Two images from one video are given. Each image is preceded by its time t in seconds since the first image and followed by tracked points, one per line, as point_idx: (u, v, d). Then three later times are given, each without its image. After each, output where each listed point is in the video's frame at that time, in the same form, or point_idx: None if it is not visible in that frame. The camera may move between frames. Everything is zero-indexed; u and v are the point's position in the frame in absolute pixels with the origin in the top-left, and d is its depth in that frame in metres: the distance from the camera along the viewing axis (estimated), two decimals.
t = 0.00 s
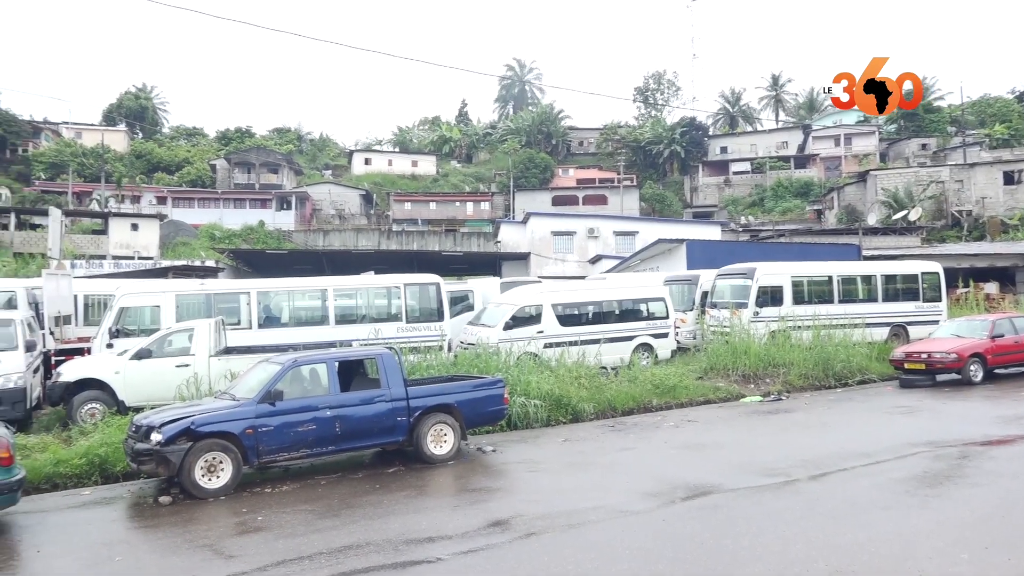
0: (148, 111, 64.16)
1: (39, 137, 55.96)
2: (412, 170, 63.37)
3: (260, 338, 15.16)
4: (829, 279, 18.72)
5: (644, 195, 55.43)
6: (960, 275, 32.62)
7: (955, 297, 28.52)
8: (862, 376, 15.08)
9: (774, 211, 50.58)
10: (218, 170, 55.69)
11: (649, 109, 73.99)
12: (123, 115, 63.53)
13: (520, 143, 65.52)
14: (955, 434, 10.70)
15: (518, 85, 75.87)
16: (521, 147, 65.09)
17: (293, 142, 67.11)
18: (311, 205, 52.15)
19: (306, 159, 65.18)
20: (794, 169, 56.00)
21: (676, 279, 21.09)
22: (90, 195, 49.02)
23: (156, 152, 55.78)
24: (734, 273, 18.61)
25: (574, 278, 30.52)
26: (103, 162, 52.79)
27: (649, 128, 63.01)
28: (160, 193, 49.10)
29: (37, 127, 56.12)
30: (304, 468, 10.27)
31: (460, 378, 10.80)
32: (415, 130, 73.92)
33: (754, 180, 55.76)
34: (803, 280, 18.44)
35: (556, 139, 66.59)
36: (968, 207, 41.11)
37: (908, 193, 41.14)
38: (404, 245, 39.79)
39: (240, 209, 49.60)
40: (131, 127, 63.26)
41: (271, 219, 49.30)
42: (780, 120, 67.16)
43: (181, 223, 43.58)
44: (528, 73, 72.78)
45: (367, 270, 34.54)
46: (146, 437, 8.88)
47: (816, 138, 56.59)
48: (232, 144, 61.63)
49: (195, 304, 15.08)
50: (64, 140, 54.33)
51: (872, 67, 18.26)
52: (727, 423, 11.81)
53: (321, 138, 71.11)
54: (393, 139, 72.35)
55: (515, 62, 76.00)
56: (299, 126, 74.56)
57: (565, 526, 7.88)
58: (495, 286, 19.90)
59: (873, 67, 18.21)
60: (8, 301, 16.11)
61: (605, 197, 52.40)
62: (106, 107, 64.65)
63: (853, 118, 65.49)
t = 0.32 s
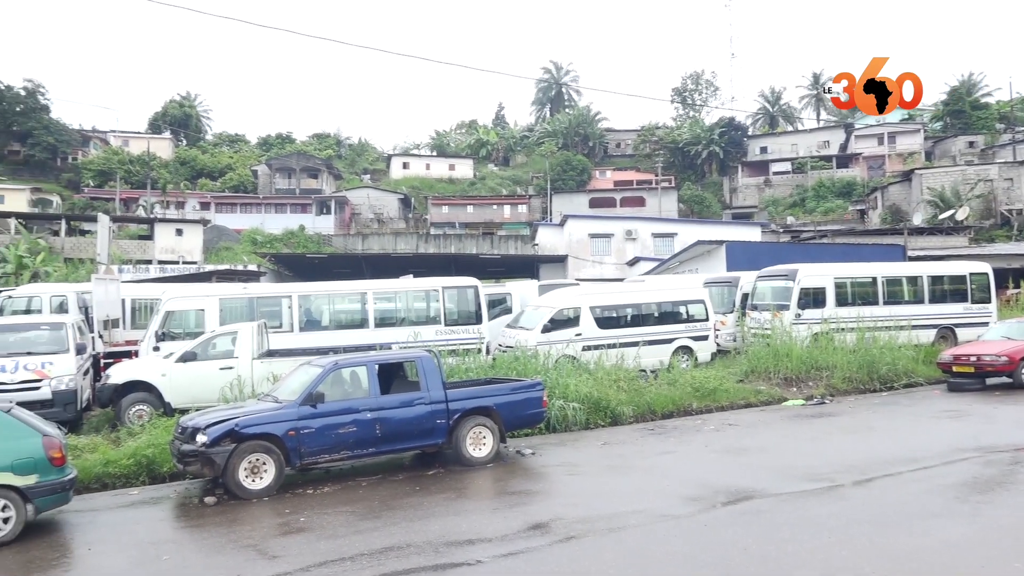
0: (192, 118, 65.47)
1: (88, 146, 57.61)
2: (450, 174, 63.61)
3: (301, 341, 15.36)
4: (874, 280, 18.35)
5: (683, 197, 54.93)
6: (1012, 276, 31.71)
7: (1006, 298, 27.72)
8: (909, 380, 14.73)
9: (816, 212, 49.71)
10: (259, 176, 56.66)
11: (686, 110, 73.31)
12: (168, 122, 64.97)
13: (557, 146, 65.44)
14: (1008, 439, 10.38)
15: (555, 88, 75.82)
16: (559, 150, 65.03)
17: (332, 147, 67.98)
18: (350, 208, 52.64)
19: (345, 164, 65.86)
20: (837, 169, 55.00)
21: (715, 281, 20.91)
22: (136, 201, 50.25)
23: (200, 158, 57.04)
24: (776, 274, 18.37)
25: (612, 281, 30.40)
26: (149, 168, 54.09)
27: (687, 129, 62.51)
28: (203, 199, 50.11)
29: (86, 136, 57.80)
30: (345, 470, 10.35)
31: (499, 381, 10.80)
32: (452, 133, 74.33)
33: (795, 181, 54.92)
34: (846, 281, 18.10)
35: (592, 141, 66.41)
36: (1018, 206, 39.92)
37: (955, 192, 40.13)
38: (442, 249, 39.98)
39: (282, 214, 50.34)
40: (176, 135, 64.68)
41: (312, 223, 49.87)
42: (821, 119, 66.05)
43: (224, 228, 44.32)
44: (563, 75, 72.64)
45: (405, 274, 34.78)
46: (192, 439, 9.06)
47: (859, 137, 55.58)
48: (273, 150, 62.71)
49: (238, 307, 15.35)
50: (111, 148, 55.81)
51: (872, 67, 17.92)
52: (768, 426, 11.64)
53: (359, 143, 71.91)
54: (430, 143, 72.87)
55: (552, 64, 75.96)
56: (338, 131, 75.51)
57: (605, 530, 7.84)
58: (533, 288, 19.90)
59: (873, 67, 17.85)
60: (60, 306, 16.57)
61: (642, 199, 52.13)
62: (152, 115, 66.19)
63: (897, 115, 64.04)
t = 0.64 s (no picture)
0: (231, 121, 66.61)
1: (132, 148, 58.97)
2: (485, 175, 63.64)
3: (338, 340, 15.51)
4: (916, 281, 18.01)
5: (719, 196, 54.38)
6: None
7: None
8: (952, 383, 14.38)
9: (855, 212, 48.84)
10: (296, 178, 57.45)
11: (723, 109, 72.61)
12: (208, 125, 66.16)
13: (591, 146, 65.28)
14: None
15: (589, 88, 75.63)
16: (593, 150, 64.85)
17: (368, 149, 68.65)
18: (386, 209, 52.96)
19: (380, 165, 66.39)
20: (878, 168, 53.91)
21: (752, 282, 20.70)
22: (178, 203, 51.31)
23: (239, 161, 58.13)
24: (814, 275, 18.13)
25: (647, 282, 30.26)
26: (190, 170, 55.20)
27: (724, 128, 61.93)
28: (242, 201, 50.94)
29: (130, 138, 59.12)
30: (382, 469, 10.42)
31: (534, 381, 10.79)
32: (487, 134, 74.62)
33: (834, 180, 54.01)
34: (887, 282, 17.78)
35: (627, 140, 66.12)
36: None
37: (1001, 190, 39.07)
38: (476, 249, 40.07)
39: (318, 215, 50.89)
40: (215, 137, 65.89)
41: (348, 224, 50.41)
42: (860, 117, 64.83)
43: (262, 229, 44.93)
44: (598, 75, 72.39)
45: (440, 275, 35.03)
46: (232, 436, 9.20)
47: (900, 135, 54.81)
48: (310, 152, 63.58)
49: (276, 307, 15.57)
50: (154, 151, 56.98)
51: (872, 67, 17.59)
52: (807, 429, 11.46)
53: (395, 144, 72.51)
54: (465, 144, 73.23)
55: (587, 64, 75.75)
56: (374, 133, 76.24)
57: (641, 532, 7.78)
58: (568, 289, 19.88)
59: (873, 67, 17.52)
60: (105, 305, 16.94)
61: (678, 199, 51.77)
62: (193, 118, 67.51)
63: (940, 113, 62.44)
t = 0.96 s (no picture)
0: (271, 124, 67.78)
1: (175, 152, 60.41)
2: (520, 175, 63.58)
3: (376, 340, 15.64)
4: (962, 282, 17.59)
5: (757, 196, 53.73)
6: None
7: None
8: (1001, 387, 13.99)
9: (898, 211, 47.82)
10: (335, 180, 58.22)
11: (761, 108, 71.73)
12: (249, 128, 67.38)
13: (627, 147, 64.94)
14: None
15: (626, 87, 75.33)
16: (630, 150, 64.57)
17: (405, 151, 69.24)
18: (422, 211, 53.32)
19: (417, 167, 66.81)
20: (921, 166, 52.75)
21: (791, 283, 20.40)
22: (219, 205, 52.37)
23: (279, 163, 59.08)
24: (857, 275, 17.81)
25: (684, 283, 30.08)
26: (231, 173, 56.29)
27: (762, 127, 61.37)
28: (281, 203, 51.78)
29: (173, 142, 60.46)
30: (420, 468, 10.48)
31: (571, 382, 10.77)
32: (523, 135, 74.82)
33: (876, 179, 52.99)
34: (932, 283, 17.39)
35: (664, 140, 65.73)
36: None
37: None
38: (512, 250, 40.16)
39: (356, 216, 51.51)
40: (256, 140, 67.08)
41: (385, 225, 51.01)
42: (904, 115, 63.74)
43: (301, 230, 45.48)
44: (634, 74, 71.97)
45: (477, 276, 35.18)
46: (273, 434, 9.34)
47: (944, 132, 53.47)
48: (348, 154, 64.36)
49: (315, 307, 15.75)
50: (196, 154, 58.09)
51: (872, 67, 17.35)
52: (850, 433, 11.25)
53: (431, 146, 73.05)
54: (501, 145, 73.55)
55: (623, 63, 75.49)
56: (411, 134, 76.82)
57: (680, 535, 7.72)
58: (604, 290, 19.81)
59: (873, 66, 17.26)
60: (149, 305, 17.31)
61: (715, 199, 51.30)
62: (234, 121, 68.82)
63: (987, 109, 60.76)
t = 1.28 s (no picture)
0: (305, 129, 68.63)
1: (211, 157, 61.49)
2: (552, 178, 63.68)
3: (408, 343, 15.72)
4: (1003, 285, 17.22)
5: (792, 198, 51.58)
6: None
7: None
8: None
9: (937, 212, 46.67)
10: (367, 184, 58.71)
11: (795, 108, 70.76)
12: (283, 133, 68.34)
13: (659, 148, 64.48)
14: None
15: (657, 89, 74.97)
16: (661, 152, 64.16)
17: (437, 154, 69.64)
18: (454, 214, 53.53)
19: (448, 170, 67.10)
20: (961, 167, 51.59)
21: (827, 285, 20.11)
22: (254, 209, 53.12)
23: (313, 167, 59.68)
24: (894, 278, 17.53)
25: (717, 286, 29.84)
26: (266, 178, 57.08)
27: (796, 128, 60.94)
28: (315, 207, 52.40)
29: (210, 147, 61.55)
30: (452, 471, 10.52)
31: (603, 386, 10.74)
32: (554, 138, 74.87)
33: (914, 180, 51.98)
34: (972, 286, 17.05)
35: (697, 142, 65.29)
36: None
37: None
38: (544, 253, 40.10)
39: (388, 220, 51.94)
40: (290, 145, 67.98)
41: (417, 229, 51.41)
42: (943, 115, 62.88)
43: (334, 234, 45.78)
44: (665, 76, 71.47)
45: (508, 279, 35.10)
46: (308, 436, 9.44)
47: (985, 131, 52.43)
48: (380, 158, 64.92)
49: (349, 310, 15.88)
50: (232, 159, 59.03)
51: (873, 67, 16.94)
52: (888, 438, 11.07)
53: (463, 150, 73.37)
54: (532, 148, 73.72)
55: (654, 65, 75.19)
56: (442, 137, 77.21)
57: (714, 540, 7.64)
58: (637, 293, 19.68)
59: (873, 66, 16.86)
60: (187, 309, 17.59)
61: (749, 200, 50.22)
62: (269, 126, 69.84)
63: None
